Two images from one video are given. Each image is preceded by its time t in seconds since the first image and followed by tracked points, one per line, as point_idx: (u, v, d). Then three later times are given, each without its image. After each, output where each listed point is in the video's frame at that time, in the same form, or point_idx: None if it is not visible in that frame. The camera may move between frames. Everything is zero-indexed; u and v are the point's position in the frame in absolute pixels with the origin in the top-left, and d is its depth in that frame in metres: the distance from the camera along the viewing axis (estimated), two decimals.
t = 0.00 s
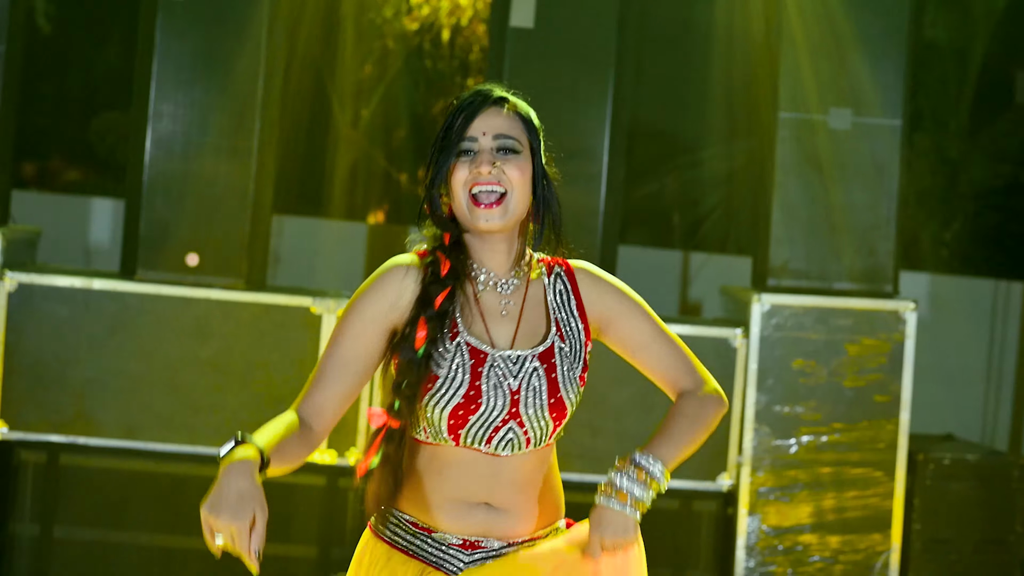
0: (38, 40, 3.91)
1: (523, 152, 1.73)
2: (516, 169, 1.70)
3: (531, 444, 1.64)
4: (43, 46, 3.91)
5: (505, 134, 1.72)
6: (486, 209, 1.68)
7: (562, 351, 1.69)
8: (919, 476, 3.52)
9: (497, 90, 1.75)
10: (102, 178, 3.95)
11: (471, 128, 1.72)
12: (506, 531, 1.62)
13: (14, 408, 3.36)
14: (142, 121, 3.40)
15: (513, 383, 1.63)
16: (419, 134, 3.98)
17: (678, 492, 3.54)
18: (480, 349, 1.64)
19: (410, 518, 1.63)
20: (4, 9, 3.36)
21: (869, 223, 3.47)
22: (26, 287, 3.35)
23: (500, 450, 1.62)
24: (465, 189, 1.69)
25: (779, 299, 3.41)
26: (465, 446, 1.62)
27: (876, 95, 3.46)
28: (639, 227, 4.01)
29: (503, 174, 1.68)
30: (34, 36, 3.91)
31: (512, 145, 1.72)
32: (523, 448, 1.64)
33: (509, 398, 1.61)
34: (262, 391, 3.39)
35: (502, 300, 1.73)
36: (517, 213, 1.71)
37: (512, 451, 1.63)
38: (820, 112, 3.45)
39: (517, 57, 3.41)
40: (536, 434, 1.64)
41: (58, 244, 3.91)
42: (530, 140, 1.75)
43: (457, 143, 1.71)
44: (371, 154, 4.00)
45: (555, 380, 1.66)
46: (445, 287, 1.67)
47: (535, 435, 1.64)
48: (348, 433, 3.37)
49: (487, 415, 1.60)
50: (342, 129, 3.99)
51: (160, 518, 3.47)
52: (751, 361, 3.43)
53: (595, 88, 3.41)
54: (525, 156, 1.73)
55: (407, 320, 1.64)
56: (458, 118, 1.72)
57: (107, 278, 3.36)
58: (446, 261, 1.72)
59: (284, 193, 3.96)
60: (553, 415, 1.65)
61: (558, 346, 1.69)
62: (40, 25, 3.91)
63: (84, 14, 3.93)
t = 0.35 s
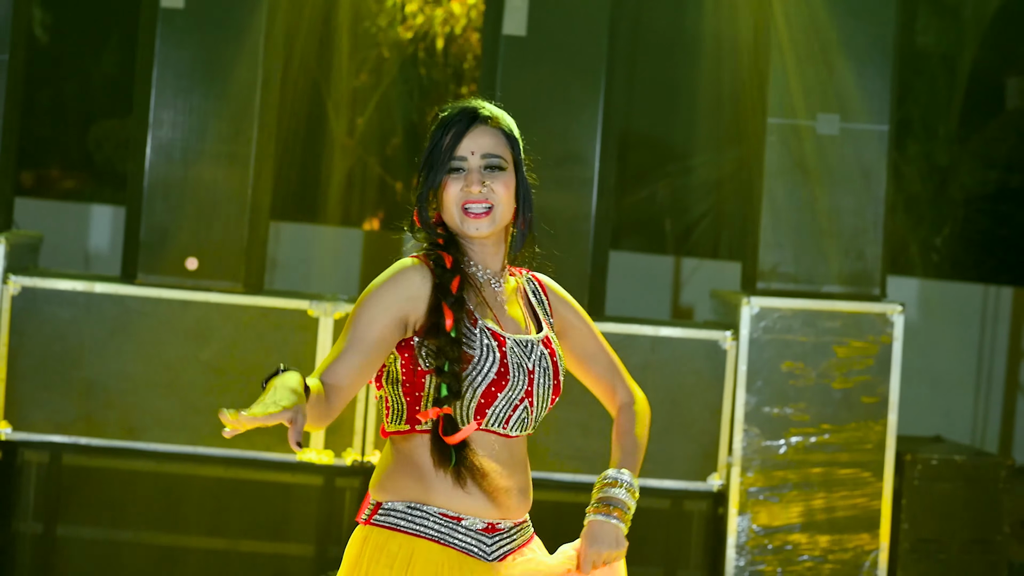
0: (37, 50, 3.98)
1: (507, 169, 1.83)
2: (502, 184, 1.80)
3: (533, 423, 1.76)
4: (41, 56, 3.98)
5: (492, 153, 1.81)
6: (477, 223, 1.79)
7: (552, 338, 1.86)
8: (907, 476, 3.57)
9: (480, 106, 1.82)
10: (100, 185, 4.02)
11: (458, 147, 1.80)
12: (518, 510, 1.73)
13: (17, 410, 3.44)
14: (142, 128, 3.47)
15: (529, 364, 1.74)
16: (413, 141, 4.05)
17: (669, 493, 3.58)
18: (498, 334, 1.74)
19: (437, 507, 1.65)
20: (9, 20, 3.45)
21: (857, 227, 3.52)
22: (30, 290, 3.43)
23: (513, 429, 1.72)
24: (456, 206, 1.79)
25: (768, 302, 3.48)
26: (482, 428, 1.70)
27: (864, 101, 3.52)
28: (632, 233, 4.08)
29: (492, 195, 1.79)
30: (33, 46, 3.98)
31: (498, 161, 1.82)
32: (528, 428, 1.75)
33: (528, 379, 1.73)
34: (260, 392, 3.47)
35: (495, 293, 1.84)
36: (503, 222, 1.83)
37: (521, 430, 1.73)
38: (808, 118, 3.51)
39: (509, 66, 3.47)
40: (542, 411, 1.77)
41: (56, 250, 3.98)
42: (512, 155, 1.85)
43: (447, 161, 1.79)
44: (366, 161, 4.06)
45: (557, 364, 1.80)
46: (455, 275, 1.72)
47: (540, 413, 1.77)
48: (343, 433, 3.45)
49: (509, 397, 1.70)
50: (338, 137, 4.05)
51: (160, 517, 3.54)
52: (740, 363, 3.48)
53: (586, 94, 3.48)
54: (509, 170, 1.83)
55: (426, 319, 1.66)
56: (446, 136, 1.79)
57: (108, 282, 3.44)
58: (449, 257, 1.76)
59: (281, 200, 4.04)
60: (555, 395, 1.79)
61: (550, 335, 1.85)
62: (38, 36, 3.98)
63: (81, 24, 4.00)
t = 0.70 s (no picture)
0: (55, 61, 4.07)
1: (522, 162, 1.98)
2: (517, 175, 1.96)
3: (541, 391, 1.90)
4: (61, 68, 4.08)
5: (506, 148, 1.97)
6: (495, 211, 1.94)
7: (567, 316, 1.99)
8: (910, 474, 3.61)
9: (495, 106, 2.00)
10: (117, 192, 4.14)
11: (476, 142, 1.96)
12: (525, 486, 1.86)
13: (39, 407, 3.55)
14: (159, 135, 3.57)
15: (533, 331, 1.89)
16: (424, 147, 4.13)
17: (673, 491, 3.64)
18: (504, 304, 1.90)
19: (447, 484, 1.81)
20: (31, 30, 3.57)
21: (859, 228, 3.57)
22: (51, 291, 3.55)
23: (518, 394, 1.87)
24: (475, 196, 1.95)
25: (772, 303, 3.53)
26: (493, 392, 1.87)
27: (866, 105, 3.57)
28: (641, 239, 4.16)
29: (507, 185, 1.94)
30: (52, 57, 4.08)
31: (513, 155, 1.97)
32: (539, 395, 1.90)
33: (530, 343, 1.88)
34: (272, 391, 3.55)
35: (507, 275, 2.00)
36: (519, 211, 1.98)
37: (531, 395, 1.89)
38: (811, 122, 3.56)
39: (516, 72, 3.55)
40: (550, 380, 1.91)
41: (79, 255, 4.14)
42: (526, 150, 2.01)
43: (464, 155, 1.96)
44: (379, 168, 4.16)
45: (564, 334, 1.94)
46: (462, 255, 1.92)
47: (548, 382, 1.91)
48: (355, 430, 3.55)
49: (511, 359, 1.86)
50: (350, 142, 4.14)
51: (177, 512, 3.64)
52: (745, 364, 3.54)
53: (591, 100, 3.55)
54: (524, 163, 1.99)
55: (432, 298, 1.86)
56: (464, 133, 1.97)
57: (128, 283, 3.55)
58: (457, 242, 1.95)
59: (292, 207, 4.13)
60: (562, 364, 1.93)
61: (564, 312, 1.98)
62: (56, 47, 4.08)
63: (97, 33, 4.08)
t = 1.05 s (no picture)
0: (119, 67, 4.27)
1: (550, 181, 1.99)
2: (541, 192, 1.97)
3: (534, 395, 1.91)
4: (124, 73, 4.27)
5: (540, 165, 2.00)
6: (511, 220, 1.97)
7: (536, 319, 1.91)
8: (957, 472, 3.66)
9: (540, 125, 2.03)
10: (178, 198, 4.30)
11: (513, 153, 2.00)
12: (543, 470, 1.87)
13: (103, 404, 3.65)
14: (219, 139, 3.66)
15: (495, 346, 1.92)
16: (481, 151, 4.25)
17: (722, 487, 3.71)
18: (475, 323, 1.98)
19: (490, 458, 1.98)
20: (94, 37, 3.66)
21: (906, 230, 3.62)
22: (114, 291, 3.64)
23: (508, 400, 1.94)
24: (498, 203, 1.99)
25: (820, 303, 3.59)
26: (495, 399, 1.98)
27: (914, 108, 3.61)
28: (700, 243, 4.35)
29: (531, 198, 1.96)
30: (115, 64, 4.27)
31: (544, 173, 1.99)
32: (525, 399, 1.92)
33: (492, 360, 1.92)
34: (329, 388, 3.62)
35: (512, 283, 2.02)
36: (538, 228, 1.99)
37: (519, 401, 1.93)
38: (858, 125, 3.62)
39: (569, 77, 3.62)
40: (530, 388, 1.90)
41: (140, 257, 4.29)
42: (558, 172, 2.02)
43: (499, 163, 2.00)
44: (437, 173, 4.28)
45: (525, 341, 1.89)
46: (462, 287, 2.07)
47: (530, 389, 1.90)
48: (411, 428, 3.63)
49: (486, 374, 1.94)
50: (409, 148, 4.28)
51: (236, 507, 3.72)
52: (793, 362, 3.59)
53: (642, 104, 3.61)
54: (552, 183, 1.99)
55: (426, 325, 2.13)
56: (505, 142, 2.01)
57: (189, 284, 3.64)
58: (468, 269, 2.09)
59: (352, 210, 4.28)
60: (530, 370, 1.89)
61: (534, 316, 1.92)
62: (119, 54, 4.28)
63: (157, 43, 4.28)
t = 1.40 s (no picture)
0: (143, 70, 4.36)
1: (553, 185, 2.11)
2: (544, 197, 2.08)
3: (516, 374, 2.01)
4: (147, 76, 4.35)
5: (542, 170, 2.10)
6: (518, 226, 2.10)
7: (532, 300, 2.02)
8: (967, 471, 3.69)
9: (541, 129, 2.11)
10: (200, 199, 4.40)
11: (516, 161, 2.10)
12: (509, 452, 1.99)
13: (123, 402, 3.70)
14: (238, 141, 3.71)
15: (489, 321, 2.05)
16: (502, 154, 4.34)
17: (735, 485, 3.73)
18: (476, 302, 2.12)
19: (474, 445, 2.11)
20: (115, 40, 3.72)
21: (917, 231, 3.66)
22: (135, 292, 3.69)
23: (492, 376, 2.05)
24: (504, 209, 2.11)
25: (831, 303, 3.63)
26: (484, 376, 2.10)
27: (925, 111, 3.65)
28: (720, 245, 4.48)
29: (534, 205, 2.08)
30: (139, 66, 4.36)
31: (547, 178, 2.10)
32: (509, 376, 2.03)
33: (484, 332, 2.04)
34: (346, 387, 3.69)
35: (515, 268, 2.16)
36: (542, 230, 2.12)
37: (502, 377, 2.04)
38: (870, 127, 3.67)
39: (583, 79, 3.66)
40: (513, 365, 2.01)
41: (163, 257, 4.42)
42: (561, 173, 2.12)
43: (502, 169, 2.11)
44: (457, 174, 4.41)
45: (516, 318, 2.01)
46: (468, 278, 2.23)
47: (513, 366, 2.01)
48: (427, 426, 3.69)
49: (477, 347, 2.07)
50: (430, 151, 4.40)
51: (253, 504, 3.76)
52: (805, 361, 3.64)
53: (655, 107, 3.66)
54: (555, 186, 2.11)
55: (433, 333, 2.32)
56: (509, 148, 2.11)
57: (208, 283, 3.69)
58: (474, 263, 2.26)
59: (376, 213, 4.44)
60: (516, 346, 2.00)
61: (530, 298, 2.03)
62: (144, 57, 4.36)
63: (179, 46, 4.35)
